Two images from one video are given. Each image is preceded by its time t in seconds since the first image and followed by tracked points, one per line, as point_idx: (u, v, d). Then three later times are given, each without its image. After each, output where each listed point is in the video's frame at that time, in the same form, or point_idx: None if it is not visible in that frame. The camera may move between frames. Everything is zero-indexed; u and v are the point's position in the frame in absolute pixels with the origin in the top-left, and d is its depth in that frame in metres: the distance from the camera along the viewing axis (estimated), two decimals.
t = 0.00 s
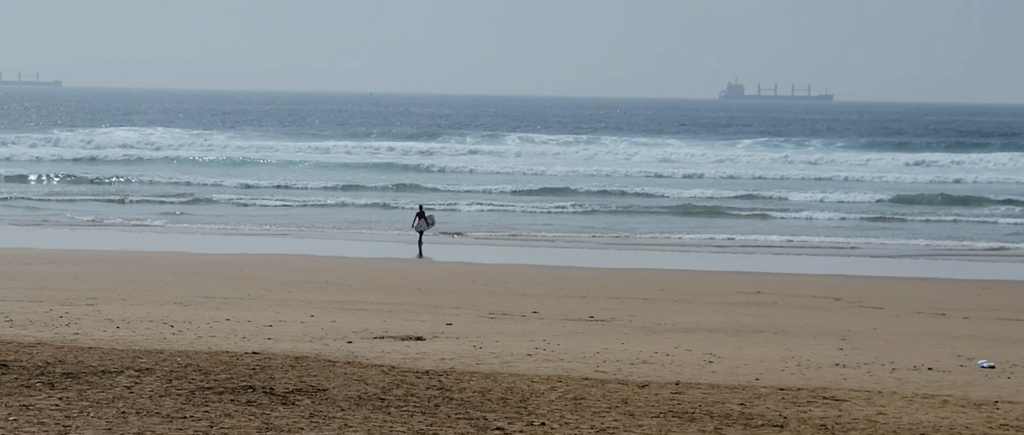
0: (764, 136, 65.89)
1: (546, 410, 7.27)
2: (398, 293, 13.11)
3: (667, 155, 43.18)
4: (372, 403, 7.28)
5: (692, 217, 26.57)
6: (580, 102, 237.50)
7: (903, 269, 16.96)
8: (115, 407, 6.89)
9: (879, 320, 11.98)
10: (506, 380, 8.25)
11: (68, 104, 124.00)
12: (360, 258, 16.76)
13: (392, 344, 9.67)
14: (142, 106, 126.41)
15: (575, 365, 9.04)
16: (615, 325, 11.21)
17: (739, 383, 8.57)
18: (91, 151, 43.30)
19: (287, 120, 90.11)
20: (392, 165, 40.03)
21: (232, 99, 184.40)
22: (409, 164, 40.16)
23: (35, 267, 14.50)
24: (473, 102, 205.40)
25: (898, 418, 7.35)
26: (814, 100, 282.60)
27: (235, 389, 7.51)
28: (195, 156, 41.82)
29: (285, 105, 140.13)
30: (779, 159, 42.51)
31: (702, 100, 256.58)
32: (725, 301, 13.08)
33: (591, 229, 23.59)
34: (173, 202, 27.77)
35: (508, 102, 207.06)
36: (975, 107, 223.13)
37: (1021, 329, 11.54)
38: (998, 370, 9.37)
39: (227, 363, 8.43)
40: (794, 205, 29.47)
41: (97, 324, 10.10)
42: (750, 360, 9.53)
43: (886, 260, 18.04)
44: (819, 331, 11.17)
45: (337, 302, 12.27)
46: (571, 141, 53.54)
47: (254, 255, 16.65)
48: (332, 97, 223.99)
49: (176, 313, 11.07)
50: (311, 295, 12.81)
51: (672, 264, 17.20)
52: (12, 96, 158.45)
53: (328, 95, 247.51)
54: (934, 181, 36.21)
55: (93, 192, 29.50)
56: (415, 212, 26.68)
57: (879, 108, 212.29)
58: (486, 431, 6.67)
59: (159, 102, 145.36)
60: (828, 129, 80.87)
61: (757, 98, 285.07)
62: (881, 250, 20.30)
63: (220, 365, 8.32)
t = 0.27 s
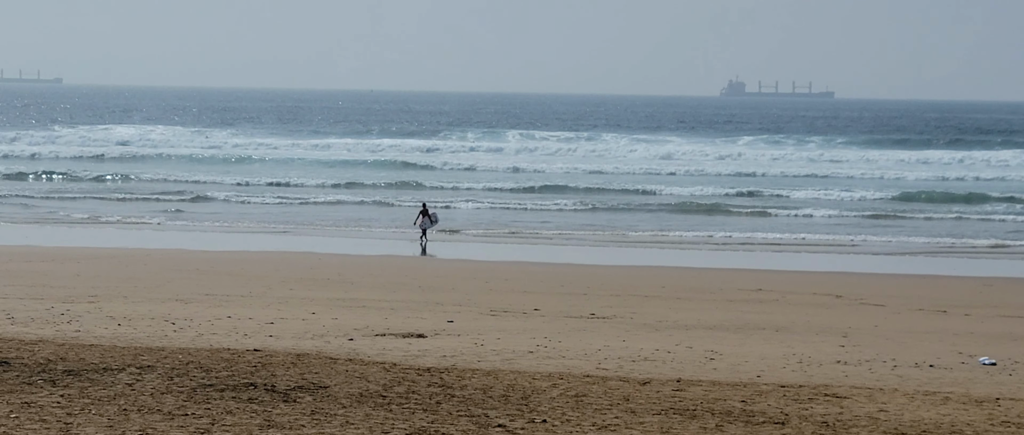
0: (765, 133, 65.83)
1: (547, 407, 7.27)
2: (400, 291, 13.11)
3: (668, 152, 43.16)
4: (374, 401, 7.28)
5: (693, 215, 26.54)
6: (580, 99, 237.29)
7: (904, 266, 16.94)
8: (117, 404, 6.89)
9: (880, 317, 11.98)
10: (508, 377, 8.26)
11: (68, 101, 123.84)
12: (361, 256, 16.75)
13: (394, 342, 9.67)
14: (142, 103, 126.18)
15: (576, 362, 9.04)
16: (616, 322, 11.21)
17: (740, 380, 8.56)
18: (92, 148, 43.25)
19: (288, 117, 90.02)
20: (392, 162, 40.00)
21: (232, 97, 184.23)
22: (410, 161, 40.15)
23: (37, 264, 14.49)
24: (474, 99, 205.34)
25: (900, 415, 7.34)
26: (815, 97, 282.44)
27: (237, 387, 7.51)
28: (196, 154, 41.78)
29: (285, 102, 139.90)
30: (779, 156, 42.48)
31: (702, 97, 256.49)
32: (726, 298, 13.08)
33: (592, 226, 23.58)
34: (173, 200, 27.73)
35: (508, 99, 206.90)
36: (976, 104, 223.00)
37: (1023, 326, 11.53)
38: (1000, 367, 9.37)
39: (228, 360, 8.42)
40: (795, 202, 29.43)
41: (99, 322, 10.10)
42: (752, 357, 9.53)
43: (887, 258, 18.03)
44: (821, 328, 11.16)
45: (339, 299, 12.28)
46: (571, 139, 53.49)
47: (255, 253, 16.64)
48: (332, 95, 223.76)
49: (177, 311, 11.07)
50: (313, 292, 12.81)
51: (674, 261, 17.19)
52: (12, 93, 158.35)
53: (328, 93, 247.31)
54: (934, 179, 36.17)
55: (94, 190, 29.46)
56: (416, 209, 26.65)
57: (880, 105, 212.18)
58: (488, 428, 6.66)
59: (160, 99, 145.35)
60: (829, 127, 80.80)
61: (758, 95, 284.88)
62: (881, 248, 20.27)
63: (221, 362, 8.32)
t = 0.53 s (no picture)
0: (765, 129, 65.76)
1: (548, 404, 7.27)
2: (400, 288, 13.10)
3: (668, 149, 43.14)
4: (375, 397, 7.28)
5: (692, 211, 26.51)
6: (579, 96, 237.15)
7: (904, 263, 16.93)
8: (118, 401, 6.89)
9: (880, 313, 11.98)
10: (509, 374, 8.26)
11: (66, 98, 123.64)
12: (361, 252, 16.74)
13: (394, 338, 9.66)
14: (141, 99, 125.97)
15: (577, 359, 9.03)
16: (617, 319, 11.20)
17: (741, 376, 8.57)
18: (90, 145, 43.19)
19: (288, 114, 89.92)
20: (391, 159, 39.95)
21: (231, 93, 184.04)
22: (409, 158, 40.12)
23: (36, 261, 14.48)
24: (473, 95, 205.15)
25: (900, 412, 7.34)
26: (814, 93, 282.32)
27: (238, 383, 7.51)
28: (194, 151, 41.72)
29: (284, 99, 139.71)
30: (779, 153, 42.45)
31: (702, 94, 256.38)
32: (727, 295, 13.07)
33: (592, 223, 23.56)
34: (172, 196, 27.69)
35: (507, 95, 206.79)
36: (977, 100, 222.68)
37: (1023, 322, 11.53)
38: (1001, 364, 9.36)
39: (228, 357, 8.42)
40: (795, 199, 29.39)
41: (99, 319, 10.10)
42: (752, 354, 9.53)
43: (887, 254, 18.02)
44: (821, 325, 11.17)
45: (339, 296, 12.27)
46: (570, 135, 53.44)
47: (255, 249, 16.63)
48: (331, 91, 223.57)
49: (178, 307, 11.07)
50: (313, 289, 12.81)
51: (674, 257, 17.19)
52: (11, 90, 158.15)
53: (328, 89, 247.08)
54: (934, 175, 36.14)
55: (93, 187, 29.42)
56: (415, 206, 26.61)
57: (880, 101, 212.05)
58: (488, 425, 6.66)
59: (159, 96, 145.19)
60: (829, 123, 80.79)
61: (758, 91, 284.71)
62: (881, 244, 20.26)
63: (222, 359, 8.32)
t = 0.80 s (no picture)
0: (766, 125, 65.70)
1: (549, 400, 7.27)
2: (401, 284, 13.11)
3: (668, 145, 43.11)
4: (376, 393, 7.28)
5: (692, 208, 26.49)
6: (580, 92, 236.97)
7: (905, 259, 16.92)
8: (119, 397, 6.89)
9: (882, 309, 11.98)
10: (510, 370, 8.26)
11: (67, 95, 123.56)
12: (362, 248, 16.73)
13: (395, 334, 9.67)
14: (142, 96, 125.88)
15: (578, 355, 9.03)
16: (619, 315, 11.20)
17: (742, 372, 8.56)
18: (91, 142, 43.16)
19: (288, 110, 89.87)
20: (391, 156, 39.91)
21: (231, 89, 183.95)
22: (410, 154, 40.12)
23: (37, 257, 14.49)
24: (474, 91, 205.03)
25: (901, 407, 7.34)
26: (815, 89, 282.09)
27: (239, 380, 7.51)
28: (195, 147, 41.70)
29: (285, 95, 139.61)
30: (780, 149, 42.39)
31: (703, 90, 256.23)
32: (728, 291, 13.08)
33: (593, 219, 23.54)
34: (172, 193, 27.67)
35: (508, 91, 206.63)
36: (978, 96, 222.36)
37: None
38: (1002, 359, 9.36)
39: (230, 353, 8.43)
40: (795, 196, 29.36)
41: (101, 315, 10.10)
42: (753, 350, 9.53)
43: (889, 250, 18.02)
44: (822, 320, 11.17)
45: (340, 292, 12.28)
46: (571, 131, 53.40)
47: (255, 246, 16.63)
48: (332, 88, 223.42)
49: (179, 304, 11.07)
50: (314, 285, 12.81)
51: (675, 253, 17.18)
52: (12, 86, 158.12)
53: (328, 85, 246.99)
54: (935, 171, 36.09)
55: (93, 184, 29.40)
56: (415, 203, 26.58)
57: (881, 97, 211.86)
58: (489, 421, 6.66)
59: (159, 93, 145.10)
60: (829, 119, 80.71)
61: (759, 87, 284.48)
62: (882, 240, 20.23)
63: (223, 355, 8.32)
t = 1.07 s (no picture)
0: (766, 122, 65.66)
1: (550, 397, 7.27)
2: (401, 281, 13.11)
3: (668, 141, 43.08)
4: (376, 390, 7.28)
5: (692, 205, 26.47)
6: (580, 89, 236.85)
7: (905, 255, 16.91)
8: (119, 394, 6.89)
9: (882, 306, 11.97)
10: (510, 367, 8.26)
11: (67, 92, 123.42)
12: (362, 245, 16.73)
13: (396, 331, 9.66)
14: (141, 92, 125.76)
15: (579, 352, 9.03)
16: (619, 311, 11.20)
17: (742, 369, 8.56)
18: (90, 139, 43.09)
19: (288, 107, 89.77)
20: (391, 153, 39.88)
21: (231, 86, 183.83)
22: (410, 151, 40.10)
23: (38, 254, 14.49)
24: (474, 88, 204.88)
25: (902, 404, 7.34)
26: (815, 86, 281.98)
27: (239, 377, 7.51)
28: (194, 144, 41.65)
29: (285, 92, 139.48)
30: (780, 146, 42.37)
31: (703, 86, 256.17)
32: (729, 287, 13.08)
33: (593, 216, 23.52)
34: (171, 190, 27.64)
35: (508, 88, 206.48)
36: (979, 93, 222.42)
37: None
38: (1003, 356, 9.36)
39: (230, 350, 8.43)
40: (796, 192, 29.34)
41: (102, 312, 10.10)
42: (754, 347, 9.52)
43: (889, 246, 18.02)
44: (823, 317, 11.17)
45: (341, 289, 12.28)
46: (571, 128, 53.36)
47: (255, 243, 16.63)
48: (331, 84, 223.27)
49: (180, 301, 11.07)
50: (315, 282, 12.81)
51: (675, 250, 17.18)
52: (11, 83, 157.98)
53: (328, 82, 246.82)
54: (936, 168, 36.07)
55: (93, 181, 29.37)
56: (415, 200, 26.56)
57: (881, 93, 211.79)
58: (490, 417, 6.66)
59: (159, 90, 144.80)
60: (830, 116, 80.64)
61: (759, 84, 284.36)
62: (882, 237, 20.22)
63: (224, 352, 8.32)
